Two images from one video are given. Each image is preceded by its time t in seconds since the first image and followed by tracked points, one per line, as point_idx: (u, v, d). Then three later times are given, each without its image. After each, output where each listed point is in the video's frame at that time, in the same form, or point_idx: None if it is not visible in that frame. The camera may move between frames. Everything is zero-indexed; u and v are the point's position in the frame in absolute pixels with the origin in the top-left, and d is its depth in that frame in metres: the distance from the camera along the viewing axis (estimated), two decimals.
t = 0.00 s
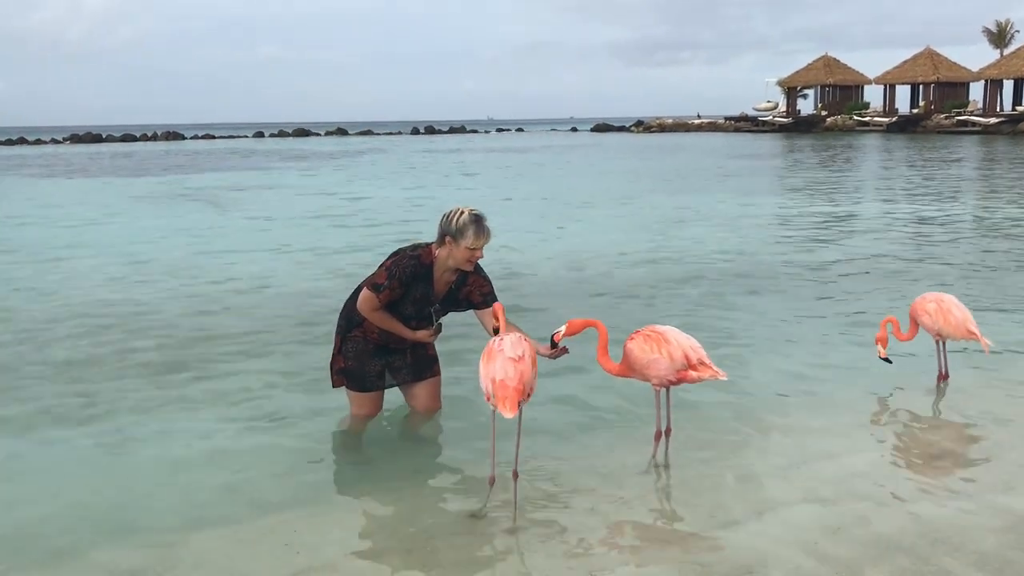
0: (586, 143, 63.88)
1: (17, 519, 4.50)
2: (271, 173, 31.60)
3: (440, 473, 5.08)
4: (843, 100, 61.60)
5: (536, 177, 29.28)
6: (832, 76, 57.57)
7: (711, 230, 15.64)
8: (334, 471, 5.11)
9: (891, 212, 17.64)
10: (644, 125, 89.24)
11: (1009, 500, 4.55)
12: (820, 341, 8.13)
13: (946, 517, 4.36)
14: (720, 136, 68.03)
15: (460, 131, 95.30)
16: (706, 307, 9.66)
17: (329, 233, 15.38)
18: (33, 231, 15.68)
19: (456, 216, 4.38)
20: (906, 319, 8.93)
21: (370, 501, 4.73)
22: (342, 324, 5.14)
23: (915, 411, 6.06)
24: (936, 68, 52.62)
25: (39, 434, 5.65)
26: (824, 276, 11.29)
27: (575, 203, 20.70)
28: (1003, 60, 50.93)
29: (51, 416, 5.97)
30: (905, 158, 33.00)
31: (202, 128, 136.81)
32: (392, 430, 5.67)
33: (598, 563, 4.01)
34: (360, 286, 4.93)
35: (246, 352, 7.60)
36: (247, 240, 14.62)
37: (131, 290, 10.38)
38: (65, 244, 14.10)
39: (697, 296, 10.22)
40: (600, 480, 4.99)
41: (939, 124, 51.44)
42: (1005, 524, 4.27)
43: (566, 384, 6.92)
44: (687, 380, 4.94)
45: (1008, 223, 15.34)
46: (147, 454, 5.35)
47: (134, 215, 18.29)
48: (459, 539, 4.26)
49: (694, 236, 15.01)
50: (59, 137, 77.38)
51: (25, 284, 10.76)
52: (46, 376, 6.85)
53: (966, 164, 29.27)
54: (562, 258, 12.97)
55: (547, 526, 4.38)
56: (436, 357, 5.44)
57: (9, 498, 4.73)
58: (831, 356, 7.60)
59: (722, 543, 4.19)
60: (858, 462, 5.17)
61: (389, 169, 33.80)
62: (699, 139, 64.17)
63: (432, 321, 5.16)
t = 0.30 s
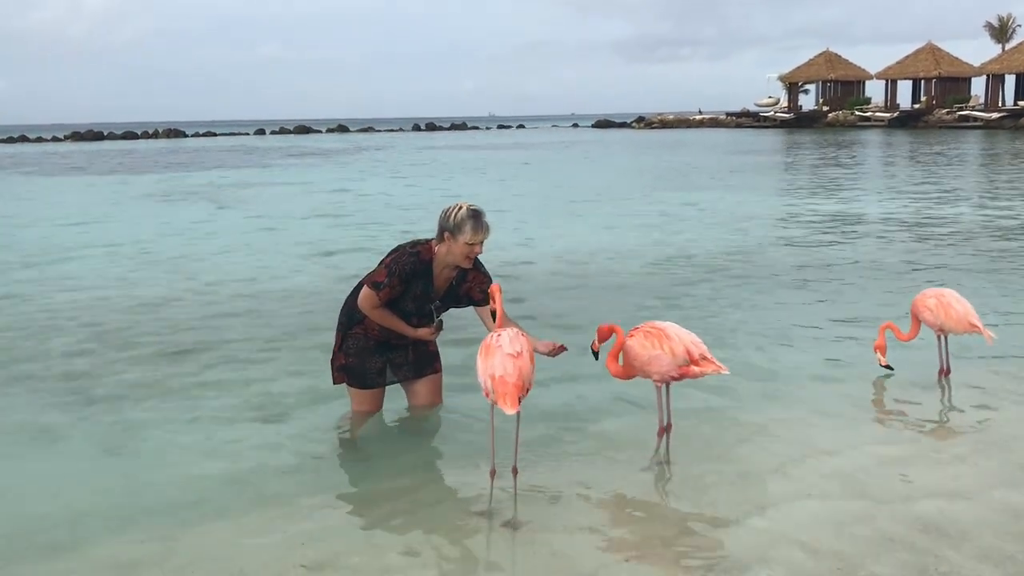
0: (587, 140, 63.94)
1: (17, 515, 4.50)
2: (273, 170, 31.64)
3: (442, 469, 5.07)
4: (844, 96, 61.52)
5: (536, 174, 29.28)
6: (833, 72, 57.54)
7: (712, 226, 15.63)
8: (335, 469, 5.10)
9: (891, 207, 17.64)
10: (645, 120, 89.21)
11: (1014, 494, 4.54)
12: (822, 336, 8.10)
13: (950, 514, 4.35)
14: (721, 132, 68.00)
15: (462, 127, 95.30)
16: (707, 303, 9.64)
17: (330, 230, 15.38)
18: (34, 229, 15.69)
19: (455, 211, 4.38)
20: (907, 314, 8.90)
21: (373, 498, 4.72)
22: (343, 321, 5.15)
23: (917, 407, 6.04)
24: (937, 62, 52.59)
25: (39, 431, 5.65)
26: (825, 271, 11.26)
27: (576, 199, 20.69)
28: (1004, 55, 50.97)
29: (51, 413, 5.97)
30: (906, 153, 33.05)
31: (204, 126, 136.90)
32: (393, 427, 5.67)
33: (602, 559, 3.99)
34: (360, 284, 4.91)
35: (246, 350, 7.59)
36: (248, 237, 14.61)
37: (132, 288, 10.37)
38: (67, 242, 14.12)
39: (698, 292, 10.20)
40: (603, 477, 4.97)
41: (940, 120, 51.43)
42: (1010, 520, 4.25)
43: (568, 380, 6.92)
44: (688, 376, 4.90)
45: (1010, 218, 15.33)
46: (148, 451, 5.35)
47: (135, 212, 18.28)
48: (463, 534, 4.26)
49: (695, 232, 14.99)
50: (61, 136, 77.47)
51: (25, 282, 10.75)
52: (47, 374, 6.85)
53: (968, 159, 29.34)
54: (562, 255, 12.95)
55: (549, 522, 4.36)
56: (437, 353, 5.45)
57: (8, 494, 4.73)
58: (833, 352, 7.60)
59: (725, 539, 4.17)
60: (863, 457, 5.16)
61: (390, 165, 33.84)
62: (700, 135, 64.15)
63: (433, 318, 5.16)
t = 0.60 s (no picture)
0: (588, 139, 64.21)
1: (26, 515, 4.59)
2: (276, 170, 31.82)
3: (440, 465, 5.13)
4: (845, 94, 61.72)
5: (538, 173, 29.45)
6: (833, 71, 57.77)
7: (711, 226, 15.80)
8: (336, 466, 5.18)
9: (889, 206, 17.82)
10: (646, 119, 89.44)
11: (1015, 492, 4.50)
12: (818, 329, 8.20)
13: (947, 513, 4.28)
14: (722, 130, 68.23)
15: (463, 126, 95.57)
16: (706, 298, 9.75)
17: (333, 230, 15.52)
18: (41, 230, 15.82)
19: (441, 201, 4.44)
20: (904, 308, 9.00)
21: (373, 495, 4.75)
22: (342, 321, 5.31)
23: (915, 396, 6.11)
24: (937, 61, 52.85)
25: (50, 435, 5.78)
26: (824, 268, 11.41)
27: (577, 199, 20.86)
28: (1004, 54, 51.31)
29: (61, 418, 6.10)
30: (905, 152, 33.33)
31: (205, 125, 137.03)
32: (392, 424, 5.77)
33: (599, 557, 3.98)
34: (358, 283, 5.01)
35: (251, 355, 7.73)
36: (251, 238, 14.75)
37: (138, 292, 10.52)
38: (72, 244, 14.26)
39: (697, 288, 10.32)
40: (601, 470, 4.98)
41: (941, 118, 51.64)
42: (1008, 519, 4.19)
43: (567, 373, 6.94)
44: (682, 375, 4.84)
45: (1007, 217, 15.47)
46: (155, 453, 5.45)
47: (139, 213, 18.43)
48: (461, 532, 4.27)
49: (694, 231, 15.15)
50: (66, 137, 77.60)
51: (35, 285, 10.89)
52: (57, 381, 6.99)
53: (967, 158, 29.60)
54: (563, 254, 13.09)
55: (546, 519, 4.37)
56: (435, 353, 5.58)
57: (19, 496, 4.83)
58: (832, 344, 7.63)
59: (719, 536, 4.15)
60: (864, 452, 5.12)
61: (393, 164, 34.02)
62: (700, 134, 64.41)
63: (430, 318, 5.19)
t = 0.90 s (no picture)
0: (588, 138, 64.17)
1: (25, 516, 4.57)
2: (277, 168, 31.79)
3: (439, 465, 5.11)
4: (845, 92, 61.70)
5: (538, 172, 29.42)
6: (833, 70, 57.77)
7: (712, 225, 15.79)
8: (336, 466, 5.15)
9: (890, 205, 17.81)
10: (646, 117, 89.43)
11: (1016, 492, 4.47)
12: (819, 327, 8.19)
13: (948, 514, 4.26)
14: (722, 128, 68.20)
15: (463, 125, 95.55)
16: (708, 296, 9.73)
17: (334, 229, 15.50)
18: (37, 229, 15.76)
19: (435, 194, 4.41)
20: (905, 306, 8.99)
21: (373, 496, 4.73)
22: (336, 322, 5.26)
23: (915, 395, 6.09)
24: (938, 60, 52.83)
25: (47, 436, 5.75)
26: (825, 266, 11.40)
27: (577, 198, 20.86)
28: (1003, 52, 51.37)
29: (61, 418, 6.08)
30: (904, 151, 33.35)
31: (205, 124, 136.97)
32: (389, 423, 5.75)
33: (600, 556, 3.96)
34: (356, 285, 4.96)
35: (252, 355, 7.71)
36: (251, 238, 14.73)
37: (138, 291, 10.50)
38: (72, 243, 14.23)
39: (698, 286, 10.31)
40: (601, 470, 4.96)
41: (941, 116, 51.63)
42: (1010, 519, 4.17)
43: (565, 372, 6.93)
44: (681, 374, 4.83)
45: (1008, 216, 15.43)
46: (154, 453, 5.43)
47: (140, 212, 18.40)
48: (460, 532, 4.25)
49: (694, 231, 15.13)
50: (62, 136, 77.36)
51: (35, 285, 10.87)
52: (57, 381, 6.98)
53: (967, 157, 29.64)
54: (563, 253, 13.08)
55: (546, 519, 4.35)
56: (431, 352, 5.54)
57: (18, 497, 4.81)
58: (832, 343, 7.61)
59: (720, 535, 4.13)
60: (864, 452, 5.10)
61: (393, 163, 34.01)
62: (701, 132, 64.38)
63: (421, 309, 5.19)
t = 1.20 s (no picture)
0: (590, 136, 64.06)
1: (30, 516, 4.55)
2: (278, 167, 31.75)
3: (440, 463, 5.10)
4: (848, 90, 61.57)
5: (539, 170, 29.35)
6: (835, 68, 57.67)
7: (715, 223, 15.76)
8: (335, 465, 5.14)
9: (894, 203, 17.77)
10: (649, 116, 89.36)
11: (1020, 488, 4.45)
12: (822, 325, 8.17)
13: (954, 510, 4.25)
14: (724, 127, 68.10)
15: (465, 123, 95.52)
16: (710, 295, 9.72)
17: (336, 229, 15.47)
18: (37, 229, 15.72)
19: (433, 192, 4.39)
20: (908, 304, 8.97)
21: (373, 494, 4.72)
22: (333, 322, 5.22)
23: (918, 392, 6.07)
24: (941, 58, 52.75)
25: (46, 435, 5.73)
26: (828, 264, 11.37)
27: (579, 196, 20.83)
28: (1006, 50, 51.31)
29: (64, 418, 6.06)
30: (907, 149, 33.29)
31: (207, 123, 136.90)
32: (387, 422, 5.74)
33: (602, 555, 3.94)
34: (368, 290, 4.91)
35: (254, 353, 7.69)
36: (254, 236, 14.71)
37: (141, 290, 10.48)
38: (74, 242, 14.20)
39: (701, 284, 10.29)
40: (604, 467, 4.95)
41: (944, 114, 51.56)
42: (1016, 516, 4.15)
43: (565, 370, 6.90)
44: (683, 373, 4.81)
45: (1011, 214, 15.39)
46: (156, 452, 5.41)
47: (142, 211, 18.37)
48: (461, 531, 4.23)
49: (697, 229, 15.09)
50: (63, 136, 77.22)
51: (39, 285, 10.84)
52: (60, 381, 6.96)
53: (970, 155, 29.59)
54: (565, 251, 13.05)
55: (550, 517, 4.34)
56: (425, 350, 5.57)
57: (22, 496, 4.79)
58: (833, 341, 7.58)
59: (726, 533, 4.11)
60: (866, 449, 5.08)
61: (395, 162, 33.97)
62: (703, 130, 64.27)
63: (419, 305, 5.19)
